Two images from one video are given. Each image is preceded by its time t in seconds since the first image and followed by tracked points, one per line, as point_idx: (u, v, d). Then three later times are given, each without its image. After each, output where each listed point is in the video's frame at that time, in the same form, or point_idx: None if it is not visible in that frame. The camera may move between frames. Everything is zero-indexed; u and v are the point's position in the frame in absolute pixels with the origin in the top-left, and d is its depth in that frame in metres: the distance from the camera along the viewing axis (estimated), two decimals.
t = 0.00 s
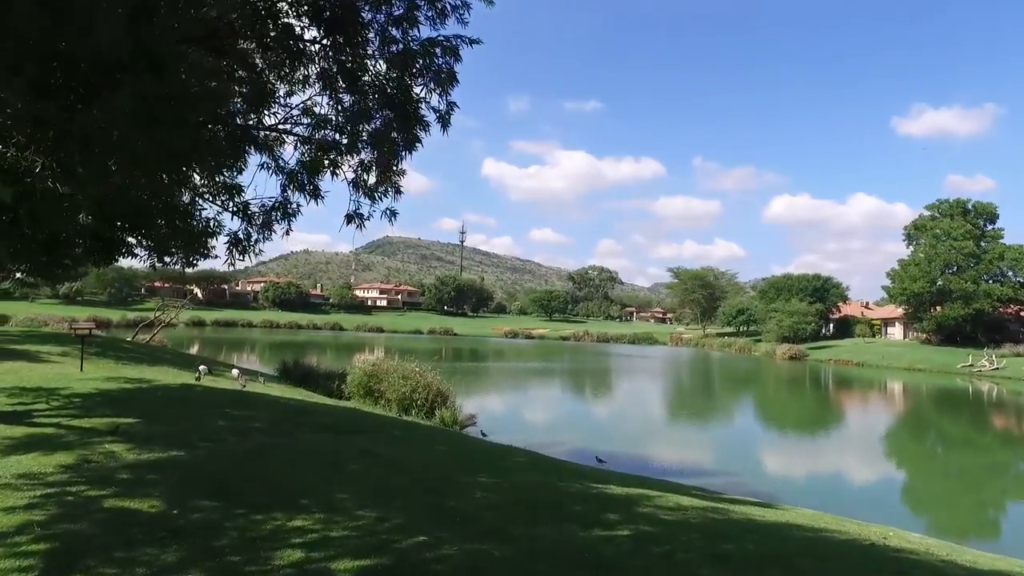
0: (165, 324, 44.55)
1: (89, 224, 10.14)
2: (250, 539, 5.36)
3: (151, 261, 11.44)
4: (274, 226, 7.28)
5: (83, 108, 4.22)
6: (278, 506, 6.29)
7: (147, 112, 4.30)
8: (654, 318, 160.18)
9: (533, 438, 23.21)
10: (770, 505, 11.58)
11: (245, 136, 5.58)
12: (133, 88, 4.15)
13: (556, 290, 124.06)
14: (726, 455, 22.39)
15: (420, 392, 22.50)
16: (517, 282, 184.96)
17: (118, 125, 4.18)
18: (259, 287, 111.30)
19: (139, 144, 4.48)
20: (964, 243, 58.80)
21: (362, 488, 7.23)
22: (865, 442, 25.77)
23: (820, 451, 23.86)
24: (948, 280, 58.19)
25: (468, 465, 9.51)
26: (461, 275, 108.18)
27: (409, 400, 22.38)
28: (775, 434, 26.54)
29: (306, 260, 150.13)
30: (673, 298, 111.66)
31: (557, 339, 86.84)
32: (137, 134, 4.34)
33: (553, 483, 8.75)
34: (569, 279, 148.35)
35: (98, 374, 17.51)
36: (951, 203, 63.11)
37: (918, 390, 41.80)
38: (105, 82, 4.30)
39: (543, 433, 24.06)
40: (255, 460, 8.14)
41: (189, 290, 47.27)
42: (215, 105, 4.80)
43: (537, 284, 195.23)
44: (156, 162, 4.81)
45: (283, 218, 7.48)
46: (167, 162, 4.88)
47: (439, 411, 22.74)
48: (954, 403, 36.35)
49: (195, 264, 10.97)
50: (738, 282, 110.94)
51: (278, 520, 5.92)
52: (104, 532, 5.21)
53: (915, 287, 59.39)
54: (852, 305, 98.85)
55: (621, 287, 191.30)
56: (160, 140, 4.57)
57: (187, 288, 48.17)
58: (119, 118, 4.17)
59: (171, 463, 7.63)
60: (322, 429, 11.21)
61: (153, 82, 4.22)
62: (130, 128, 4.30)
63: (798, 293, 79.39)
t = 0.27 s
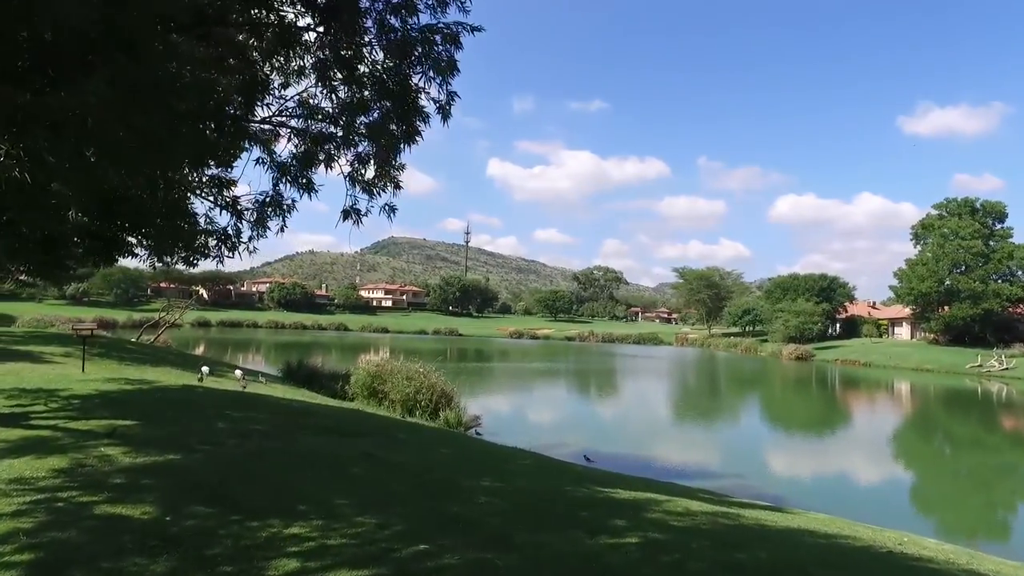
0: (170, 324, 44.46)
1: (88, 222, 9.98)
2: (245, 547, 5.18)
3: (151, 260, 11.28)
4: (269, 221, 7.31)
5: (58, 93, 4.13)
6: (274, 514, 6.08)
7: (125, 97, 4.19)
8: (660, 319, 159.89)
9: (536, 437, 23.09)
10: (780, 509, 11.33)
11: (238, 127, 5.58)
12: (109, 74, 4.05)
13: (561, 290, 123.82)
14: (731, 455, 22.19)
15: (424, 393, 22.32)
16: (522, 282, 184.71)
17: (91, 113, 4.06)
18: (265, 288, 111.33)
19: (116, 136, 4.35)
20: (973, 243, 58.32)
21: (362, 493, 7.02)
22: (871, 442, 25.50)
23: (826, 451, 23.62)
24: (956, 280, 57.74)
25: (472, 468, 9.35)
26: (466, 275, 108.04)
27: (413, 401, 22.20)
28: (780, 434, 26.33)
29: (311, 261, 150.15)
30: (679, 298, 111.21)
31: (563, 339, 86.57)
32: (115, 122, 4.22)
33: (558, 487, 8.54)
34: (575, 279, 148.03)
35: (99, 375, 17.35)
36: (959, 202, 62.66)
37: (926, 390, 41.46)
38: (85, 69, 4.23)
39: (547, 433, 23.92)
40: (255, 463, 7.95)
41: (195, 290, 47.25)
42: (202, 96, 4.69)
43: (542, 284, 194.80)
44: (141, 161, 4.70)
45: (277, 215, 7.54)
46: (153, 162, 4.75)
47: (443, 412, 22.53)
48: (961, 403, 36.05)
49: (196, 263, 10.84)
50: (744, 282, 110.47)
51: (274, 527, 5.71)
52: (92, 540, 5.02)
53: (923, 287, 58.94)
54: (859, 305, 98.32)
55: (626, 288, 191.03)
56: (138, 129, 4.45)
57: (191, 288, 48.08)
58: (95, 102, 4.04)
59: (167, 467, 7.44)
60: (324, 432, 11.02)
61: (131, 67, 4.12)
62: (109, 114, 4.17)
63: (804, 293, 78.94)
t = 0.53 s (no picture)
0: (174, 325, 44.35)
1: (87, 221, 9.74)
2: (241, 556, 4.98)
3: (151, 260, 11.06)
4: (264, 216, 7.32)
5: (30, 74, 4.06)
6: (271, 520, 5.87)
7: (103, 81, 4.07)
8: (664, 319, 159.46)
9: (541, 438, 22.92)
10: (791, 512, 11.11)
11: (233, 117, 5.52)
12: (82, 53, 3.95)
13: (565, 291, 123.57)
14: (737, 456, 21.98)
15: (429, 394, 22.10)
16: (527, 282, 184.46)
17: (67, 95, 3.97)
18: (269, 289, 111.36)
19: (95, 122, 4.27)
20: (981, 242, 57.86)
21: (363, 498, 6.82)
22: (878, 443, 25.24)
23: (831, 451, 23.39)
24: (964, 280, 57.29)
25: (477, 471, 9.15)
26: (470, 276, 107.88)
27: (417, 402, 22.00)
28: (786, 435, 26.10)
29: (316, 261, 150.19)
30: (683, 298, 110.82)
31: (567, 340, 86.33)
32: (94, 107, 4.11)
33: (565, 492, 8.32)
34: (579, 280, 147.70)
35: (100, 376, 17.18)
36: (966, 201, 62.20)
37: (933, 391, 41.13)
38: (57, 47, 4.16)
39: (551, 433, 23.76)
40: (255, 467, 7.75)
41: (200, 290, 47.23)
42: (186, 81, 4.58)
43: (546, 285, 194.62)
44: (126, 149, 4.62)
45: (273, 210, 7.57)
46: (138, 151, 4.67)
47: (448, 413, 22.32)
48: (969, 404, 35.73)
49: (196, 263, 10.64)
50: (749, 282, 110.03)
51: (273, 535, 5.50)
52: (81, 549, 4.82)
53: (931, 287, 58.49)
54: (865, 305, 97.82)
55: (630, 288, 190.70)
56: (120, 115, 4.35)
57: (196, 289, 47.99)
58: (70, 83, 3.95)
59: (163, 471, 7.25)
60: (325, 434, 10.81)
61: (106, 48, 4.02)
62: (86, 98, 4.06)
63: (810, 293, 78.51)
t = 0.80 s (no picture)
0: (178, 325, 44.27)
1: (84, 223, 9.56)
2: (237, 565, 4.81)
3: (151, 261, 10.90)
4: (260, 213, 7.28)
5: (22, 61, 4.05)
6: (270, 527, 5.70)
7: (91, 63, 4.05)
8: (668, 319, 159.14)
9: (545, 437, 22.82)
10: (802, 517, 10.87)
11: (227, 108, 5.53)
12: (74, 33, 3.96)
13: (569, 291, 123.39)
14: (742, 456, 21.82)
15: (433, 395, 21.91)
16: (531, 283, 184.30)
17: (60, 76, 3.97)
18: (274, 289, 111.51)
19: (79, 118, 4.16)
20: (988, 242, 57.45)
21: (365, 503, 6.64)
22: (884, 443, 25.01)
23: (837, 452, 23.17)
24: (971, 279, 56.89)
25: (480, 475, 8.97)
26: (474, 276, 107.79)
27: (421, 403, 21.84)
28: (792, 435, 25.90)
29: (320, 261, 150.34)
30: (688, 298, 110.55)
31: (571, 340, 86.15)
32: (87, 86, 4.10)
33: (571, 496, 8.12)
34: (583, 280, 147.44)
35: (102, 377, 17.03)
36: (974, 201, 61.78)
37: (940, 391, 40.84)
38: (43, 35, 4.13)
39: (555, 433, 23.65)
40: (254, 470, 7.59)
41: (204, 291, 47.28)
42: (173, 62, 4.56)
43: (550, 285, 194.28)
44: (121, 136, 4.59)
45: (268, 206, 7.57)
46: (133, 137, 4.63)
47: (452, 415, 22.11)
48: (977, 405, 35.42)
49: (196, 262, 10.48)
50: (754, 282, 109.64)
51: (271, 543, 5.32)
52: (71, 557, 4.65)
53: (937, 286, 58.10)
54: (871, 305, 97.34)
55: (634, 288, 190.39)
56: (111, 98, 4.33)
57: (200, 289, 47.89)
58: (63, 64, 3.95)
59: (160, 475, 7.08)
60: (326, 436, 10.65)
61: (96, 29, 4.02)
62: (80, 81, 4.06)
63: (815, 293, 78.14)
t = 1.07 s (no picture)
0: (183, 326, 44.14)
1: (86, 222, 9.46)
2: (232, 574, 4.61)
3: (154, 260, 10.80)
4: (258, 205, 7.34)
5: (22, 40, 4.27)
6: (268, 533, 5.49)
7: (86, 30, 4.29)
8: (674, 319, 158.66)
9: (549, 437, 22.74)
10: (815, 521, 10.62)
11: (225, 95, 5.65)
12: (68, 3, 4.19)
13: (574, 291, 123.04)
14: (747, 455, 21.68)
15: (438, 396, 21.71)
16: (536, 283, 183.88)
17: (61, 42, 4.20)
18: (279, 289, 111.51)
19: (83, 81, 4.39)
20: (998, 241, 56.90)
21: (366, 508, 6.42)
22: (892, 444, 24.76)
23: (843, 452, 22.96)
24: (980, 279, 56.36)
25: (485, 478, 8.76)
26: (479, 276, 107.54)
27: (426, 404, 21.63)
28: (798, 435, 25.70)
29: (326, 262, 150.35)
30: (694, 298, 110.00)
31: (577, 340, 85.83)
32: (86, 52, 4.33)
33: (579, 501, 7.89)
34: (589, 280, 146.93)
35: (104, 377, 16.87)
36: (983, 200, 61.24)
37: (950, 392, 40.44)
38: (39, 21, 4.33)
39: (560, 433, 23.55)
40: (254, 474, 7.39)
41: (211, 291, 47.26)
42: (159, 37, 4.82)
43: (555, 285, 193.77)
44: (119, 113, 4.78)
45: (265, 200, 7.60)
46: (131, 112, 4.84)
47: (458, 415, 21.93)
48: (987, 406, 35.03)
49: (199, 262, 10.37)
50: (760, 281, 109.04)
51: (268, 551, 5.11)
52: (58, 567, 4.46)
53: (946, 286, 57.55)
54: (878, 305, 96.62)
55: (640, 288, 189.79)
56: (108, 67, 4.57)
57: (206, 290, 47.77)
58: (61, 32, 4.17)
59: (156, 479, 6.90)
60: (329, 438, 10.44)
61: None
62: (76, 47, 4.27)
63: (822, 293, 77.60)
